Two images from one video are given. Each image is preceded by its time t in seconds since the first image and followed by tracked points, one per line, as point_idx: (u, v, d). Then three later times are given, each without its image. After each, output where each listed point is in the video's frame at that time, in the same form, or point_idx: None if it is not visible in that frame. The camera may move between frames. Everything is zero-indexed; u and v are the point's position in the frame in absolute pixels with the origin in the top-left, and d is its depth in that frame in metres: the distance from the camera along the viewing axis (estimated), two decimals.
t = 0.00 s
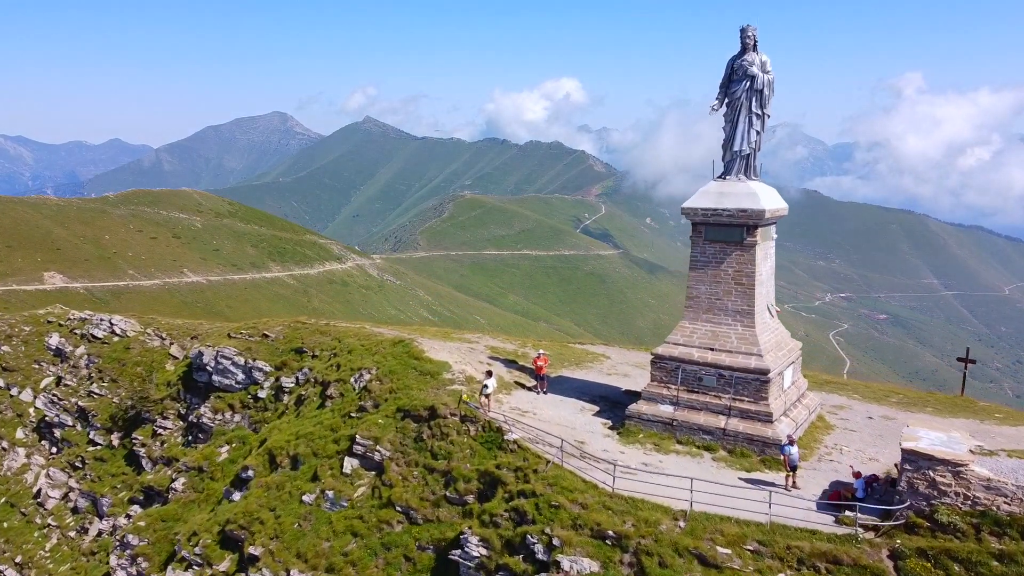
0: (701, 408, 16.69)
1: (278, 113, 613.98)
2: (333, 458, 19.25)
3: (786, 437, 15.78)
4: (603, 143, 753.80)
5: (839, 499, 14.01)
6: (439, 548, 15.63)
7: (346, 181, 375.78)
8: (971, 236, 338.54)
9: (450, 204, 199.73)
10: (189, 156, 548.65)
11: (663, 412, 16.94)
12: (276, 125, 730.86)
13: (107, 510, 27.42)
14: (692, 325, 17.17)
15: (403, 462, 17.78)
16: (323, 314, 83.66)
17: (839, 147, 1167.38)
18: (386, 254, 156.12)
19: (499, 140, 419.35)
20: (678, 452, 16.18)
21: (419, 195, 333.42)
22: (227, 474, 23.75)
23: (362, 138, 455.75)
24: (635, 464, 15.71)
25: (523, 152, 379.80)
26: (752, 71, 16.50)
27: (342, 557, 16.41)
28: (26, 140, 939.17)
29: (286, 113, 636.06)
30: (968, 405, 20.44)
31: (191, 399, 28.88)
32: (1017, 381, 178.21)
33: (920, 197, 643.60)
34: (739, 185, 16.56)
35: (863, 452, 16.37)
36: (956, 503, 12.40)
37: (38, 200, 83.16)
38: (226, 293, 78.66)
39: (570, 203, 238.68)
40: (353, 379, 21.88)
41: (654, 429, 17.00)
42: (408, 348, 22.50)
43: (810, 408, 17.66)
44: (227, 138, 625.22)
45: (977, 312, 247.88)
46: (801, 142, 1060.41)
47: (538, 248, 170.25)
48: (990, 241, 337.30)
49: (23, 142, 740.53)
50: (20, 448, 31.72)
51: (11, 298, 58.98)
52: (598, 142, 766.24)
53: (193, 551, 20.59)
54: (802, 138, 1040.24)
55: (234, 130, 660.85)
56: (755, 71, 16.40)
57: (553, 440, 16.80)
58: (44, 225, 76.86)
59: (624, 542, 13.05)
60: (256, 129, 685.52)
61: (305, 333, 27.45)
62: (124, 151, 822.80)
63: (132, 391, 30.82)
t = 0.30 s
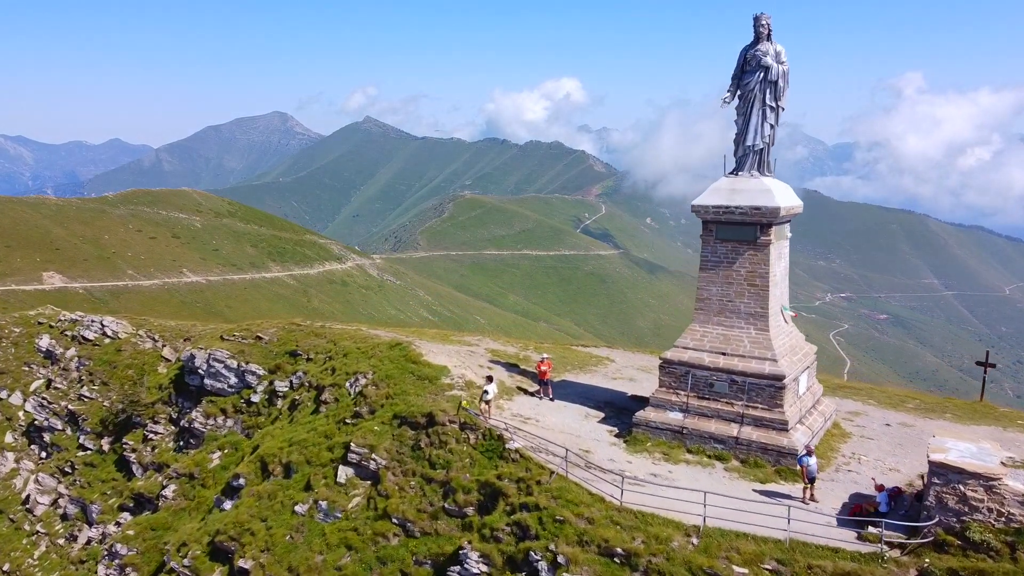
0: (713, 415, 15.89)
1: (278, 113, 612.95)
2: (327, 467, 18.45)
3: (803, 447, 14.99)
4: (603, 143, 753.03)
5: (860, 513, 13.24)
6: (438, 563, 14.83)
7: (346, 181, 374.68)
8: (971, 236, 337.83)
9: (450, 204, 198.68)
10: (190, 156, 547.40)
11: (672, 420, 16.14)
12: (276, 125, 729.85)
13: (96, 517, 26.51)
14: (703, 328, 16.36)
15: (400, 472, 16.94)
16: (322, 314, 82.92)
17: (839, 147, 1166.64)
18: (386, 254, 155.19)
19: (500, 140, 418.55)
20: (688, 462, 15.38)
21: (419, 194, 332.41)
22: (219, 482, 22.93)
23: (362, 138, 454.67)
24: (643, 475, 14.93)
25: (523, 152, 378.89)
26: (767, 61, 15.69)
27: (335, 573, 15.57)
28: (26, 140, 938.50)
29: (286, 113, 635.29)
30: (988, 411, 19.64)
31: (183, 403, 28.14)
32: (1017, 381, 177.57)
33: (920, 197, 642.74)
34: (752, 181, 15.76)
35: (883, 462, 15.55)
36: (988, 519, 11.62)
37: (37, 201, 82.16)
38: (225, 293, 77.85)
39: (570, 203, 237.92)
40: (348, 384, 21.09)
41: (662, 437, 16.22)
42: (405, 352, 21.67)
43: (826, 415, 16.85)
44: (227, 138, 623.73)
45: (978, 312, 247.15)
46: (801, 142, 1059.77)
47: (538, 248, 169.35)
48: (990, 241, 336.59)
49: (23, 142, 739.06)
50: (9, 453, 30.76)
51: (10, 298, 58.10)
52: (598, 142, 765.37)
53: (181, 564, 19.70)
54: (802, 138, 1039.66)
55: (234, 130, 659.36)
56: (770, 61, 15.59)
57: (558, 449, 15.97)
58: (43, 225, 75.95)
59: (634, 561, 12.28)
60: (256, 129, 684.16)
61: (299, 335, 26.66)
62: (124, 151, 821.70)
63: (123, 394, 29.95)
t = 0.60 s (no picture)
0: (725, 424, 15.11)
1: (278, 113, 612.16)
2: (321, 476, 17.65)
3: (821, 458, 14.22)
4: (603, 143, 752.07)
5: (886, 530, 12.43)
6: None
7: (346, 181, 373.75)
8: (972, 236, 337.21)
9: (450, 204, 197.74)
10: (189, 157, 546.45)
11: (682, 428, 15.37)
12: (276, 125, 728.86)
13: (85, 525, 25.62)
14: (715, 332, 15.57)
15: (397, 482, 16.13)
16: (322, 315, 82.09)
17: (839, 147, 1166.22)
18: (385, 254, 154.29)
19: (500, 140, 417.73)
20: (701, 474, 14.59)
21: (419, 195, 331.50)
22: (210, 489, 22.11)
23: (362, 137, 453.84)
24: (652, 487, 14.14)
25: (523, 152, 377.99)
26: (783, 50, 14.93)
27: None
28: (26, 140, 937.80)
29: (286, 114, 634.56)
30: (1009, 417, 18.88)
31: (174, 407, 27.39)
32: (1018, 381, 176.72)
33: (920, 197, 642.17)
34: (767, 177, 14.98)
35: (905, 472, 14.77)
36: None
37: (36, 200, 81.18)
38: (225, 294, 77.03)
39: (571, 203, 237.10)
40: (343, 389, 20.31)
41: (673, 447, 15.42)
42: (403, 356, 20.87)
43: (843, 423, 16.06)
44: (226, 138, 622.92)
45: (979, 312, 246.40)
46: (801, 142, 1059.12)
47: (539, 248, 168.51)
48: (990, 241, 335.92)
49: (23, 141, 738.02)
50: None
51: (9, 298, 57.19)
52: (598, 141, 764.46)
53: None
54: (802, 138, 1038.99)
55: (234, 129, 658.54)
56: (785, 51, 14.83)
57: (563, 459, 15.17)
58: (42, 224, 75.06)
59: None
60: (256, 128, 683.15)
61: (294, 337, 25.89)
62: (124, 151, 820.51)
63: (113, 398, 29.12)
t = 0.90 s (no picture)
0: (739, 432, 14.31)
1: (277, 112, 611.19)
2: (313, 486, 16.83)
3: (841, 468, 13.41)
4: (603, 143, 751.96)
5: (914, 546, 11.62)
6: None
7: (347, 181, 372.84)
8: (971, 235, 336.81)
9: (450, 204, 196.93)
10: (190, 156, 545.32)
11: (694, 437, 14.57)
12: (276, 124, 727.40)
13: (73, 532, 24.73)
14: (728, 335, 14.77)
15: (393, 493, 15.30)
16: (322, 315, 81.33)
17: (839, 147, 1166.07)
18: (385, 254, 153.42)
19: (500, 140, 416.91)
20: (713, 486, 13.82)
21: (419, 195, 330.71)
22: (201, 497, 21.29)
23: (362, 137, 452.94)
24: (664, 500, 13.32)
25: (523, 152, 377.24)
26: (798, 37, 14.14)
27: None
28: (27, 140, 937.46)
29: (286, 114, 633.55)
30: None
31: (165, 411, 26.64)
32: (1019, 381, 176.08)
33: (920, 198, 641.66)
34: (784, 172, 14.19)
35: (929, 484, 13.98)
36: None
37: (34, 200, 80.13)
38: (225, 293, 76.30)
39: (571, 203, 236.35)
40: (338, 394, 19.51)
41: (683, 456, 14.65)
42: (399, 359, 20.07)
43: (862, 430, 15.26)
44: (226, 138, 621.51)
45: (979, 312, 245.85)
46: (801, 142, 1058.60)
47: (539, 248, 167.75)
48: (989, 241, 335.37)
49: (23, 141, 736.94)
50: None
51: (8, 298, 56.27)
52: (599, 141, 764.30)
53: None
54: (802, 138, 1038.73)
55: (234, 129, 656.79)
56: (802, 38, 14.06)
57: (566, 469, 14.36)
58: (41, 224, 74.18)
59: None
60: (256, 128, 681.89)
61: (287, 339, 25.10)
62: (124, 151, 819.32)
63: (104, 402, 28.27)
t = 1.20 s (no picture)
0: (755, 439, 13.50)
1: (277, 112, 609.76)
2: (306, 495, 16.01)
3: (865, 477, 12.61)
4: (603, 143, 751.40)
5: (947, 563, 10.81)
6: None
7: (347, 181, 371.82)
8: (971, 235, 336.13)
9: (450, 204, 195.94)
10: (189, 156, 544.22)
11: (707, 444, 13.77)
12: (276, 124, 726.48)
13: (60, 539, 23.71)
14: (742, 337, 13.97)
15: (389, 504, 14.50)
16: (322, 316, 80.56)
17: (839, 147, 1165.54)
18: (385, 254, 152.51)
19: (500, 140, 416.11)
20: (727, 497, 13.02)
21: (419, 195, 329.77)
22: (191, 505, 20.39)
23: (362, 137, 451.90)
24: (676, 512, 12.51)
25: (523, 152, 376.47)
26: (817, 19, 13.35)
27: None
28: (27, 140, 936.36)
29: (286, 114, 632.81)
30: None
31: (155, 415, 25.97)
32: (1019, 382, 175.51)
33: (920, 198, 641.19)
34: (803, 164, 13.40)
35: (957, 494, 13.17)
36: None
37: (33, 200, 78.85)
38: (225, 293, 75.53)
39: (571, 203, 235.47)
40: (332, 398, 18.73)
41: (695, 465, 13.85)
42: (396, 362, 19.25)
43: (883, 437, 14.45)
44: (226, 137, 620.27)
45: (979, 312, 245.20)
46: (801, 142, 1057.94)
47: (539, 248, 166.92)
48: (989, 241, 334.64)
49: (23, 141, 734.52)
50: None
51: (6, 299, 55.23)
52: (599, 141, 763.25)
53: None
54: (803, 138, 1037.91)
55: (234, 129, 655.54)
56: (822, 22, 13.27)
57: (573, 479, 13.52)
58: (39, 223, 72.94)
59: None
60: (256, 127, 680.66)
61: (281, 341, 24.34)
62: (124, 151, 817.89)
63: (92, 405, 27.38)
